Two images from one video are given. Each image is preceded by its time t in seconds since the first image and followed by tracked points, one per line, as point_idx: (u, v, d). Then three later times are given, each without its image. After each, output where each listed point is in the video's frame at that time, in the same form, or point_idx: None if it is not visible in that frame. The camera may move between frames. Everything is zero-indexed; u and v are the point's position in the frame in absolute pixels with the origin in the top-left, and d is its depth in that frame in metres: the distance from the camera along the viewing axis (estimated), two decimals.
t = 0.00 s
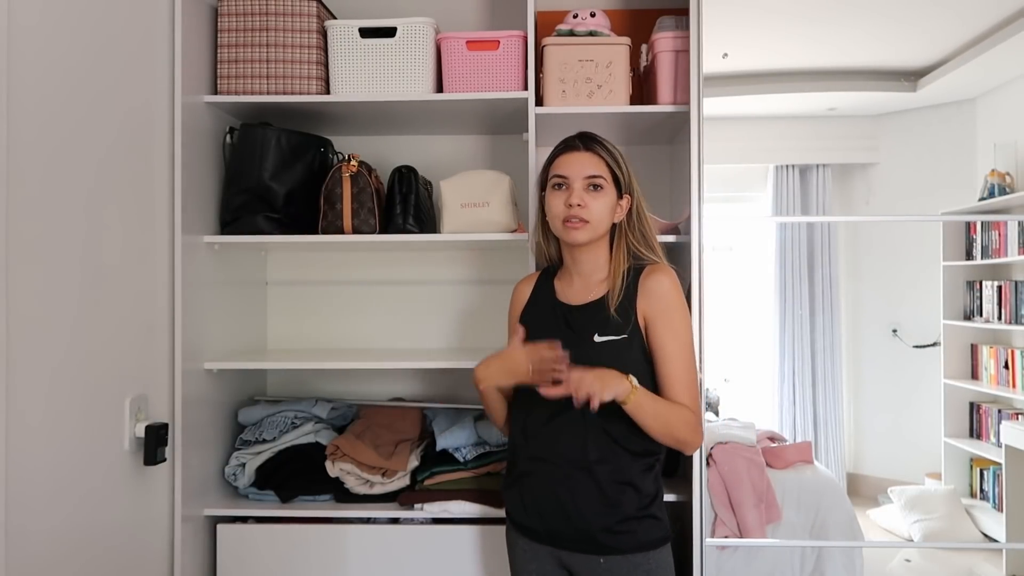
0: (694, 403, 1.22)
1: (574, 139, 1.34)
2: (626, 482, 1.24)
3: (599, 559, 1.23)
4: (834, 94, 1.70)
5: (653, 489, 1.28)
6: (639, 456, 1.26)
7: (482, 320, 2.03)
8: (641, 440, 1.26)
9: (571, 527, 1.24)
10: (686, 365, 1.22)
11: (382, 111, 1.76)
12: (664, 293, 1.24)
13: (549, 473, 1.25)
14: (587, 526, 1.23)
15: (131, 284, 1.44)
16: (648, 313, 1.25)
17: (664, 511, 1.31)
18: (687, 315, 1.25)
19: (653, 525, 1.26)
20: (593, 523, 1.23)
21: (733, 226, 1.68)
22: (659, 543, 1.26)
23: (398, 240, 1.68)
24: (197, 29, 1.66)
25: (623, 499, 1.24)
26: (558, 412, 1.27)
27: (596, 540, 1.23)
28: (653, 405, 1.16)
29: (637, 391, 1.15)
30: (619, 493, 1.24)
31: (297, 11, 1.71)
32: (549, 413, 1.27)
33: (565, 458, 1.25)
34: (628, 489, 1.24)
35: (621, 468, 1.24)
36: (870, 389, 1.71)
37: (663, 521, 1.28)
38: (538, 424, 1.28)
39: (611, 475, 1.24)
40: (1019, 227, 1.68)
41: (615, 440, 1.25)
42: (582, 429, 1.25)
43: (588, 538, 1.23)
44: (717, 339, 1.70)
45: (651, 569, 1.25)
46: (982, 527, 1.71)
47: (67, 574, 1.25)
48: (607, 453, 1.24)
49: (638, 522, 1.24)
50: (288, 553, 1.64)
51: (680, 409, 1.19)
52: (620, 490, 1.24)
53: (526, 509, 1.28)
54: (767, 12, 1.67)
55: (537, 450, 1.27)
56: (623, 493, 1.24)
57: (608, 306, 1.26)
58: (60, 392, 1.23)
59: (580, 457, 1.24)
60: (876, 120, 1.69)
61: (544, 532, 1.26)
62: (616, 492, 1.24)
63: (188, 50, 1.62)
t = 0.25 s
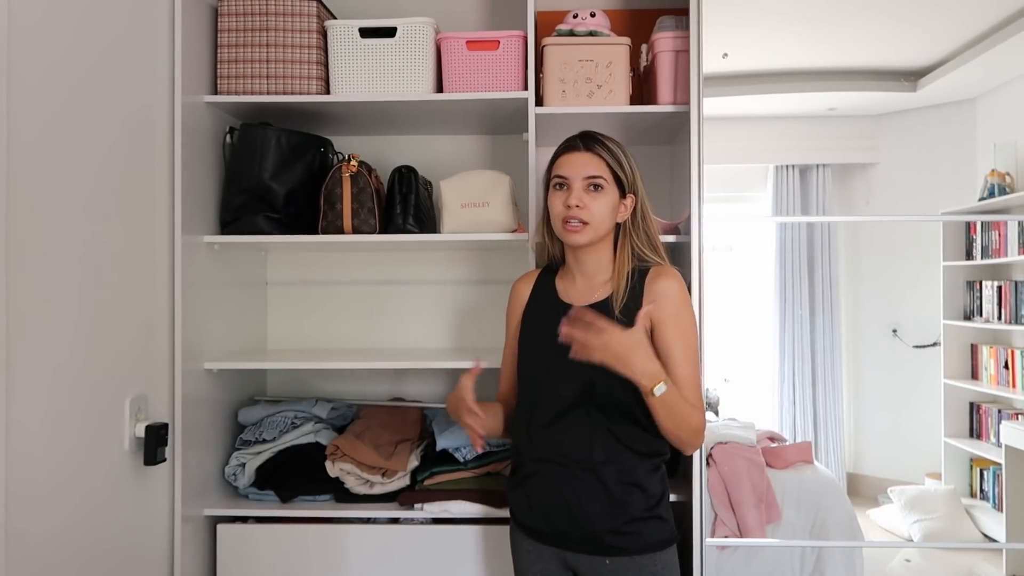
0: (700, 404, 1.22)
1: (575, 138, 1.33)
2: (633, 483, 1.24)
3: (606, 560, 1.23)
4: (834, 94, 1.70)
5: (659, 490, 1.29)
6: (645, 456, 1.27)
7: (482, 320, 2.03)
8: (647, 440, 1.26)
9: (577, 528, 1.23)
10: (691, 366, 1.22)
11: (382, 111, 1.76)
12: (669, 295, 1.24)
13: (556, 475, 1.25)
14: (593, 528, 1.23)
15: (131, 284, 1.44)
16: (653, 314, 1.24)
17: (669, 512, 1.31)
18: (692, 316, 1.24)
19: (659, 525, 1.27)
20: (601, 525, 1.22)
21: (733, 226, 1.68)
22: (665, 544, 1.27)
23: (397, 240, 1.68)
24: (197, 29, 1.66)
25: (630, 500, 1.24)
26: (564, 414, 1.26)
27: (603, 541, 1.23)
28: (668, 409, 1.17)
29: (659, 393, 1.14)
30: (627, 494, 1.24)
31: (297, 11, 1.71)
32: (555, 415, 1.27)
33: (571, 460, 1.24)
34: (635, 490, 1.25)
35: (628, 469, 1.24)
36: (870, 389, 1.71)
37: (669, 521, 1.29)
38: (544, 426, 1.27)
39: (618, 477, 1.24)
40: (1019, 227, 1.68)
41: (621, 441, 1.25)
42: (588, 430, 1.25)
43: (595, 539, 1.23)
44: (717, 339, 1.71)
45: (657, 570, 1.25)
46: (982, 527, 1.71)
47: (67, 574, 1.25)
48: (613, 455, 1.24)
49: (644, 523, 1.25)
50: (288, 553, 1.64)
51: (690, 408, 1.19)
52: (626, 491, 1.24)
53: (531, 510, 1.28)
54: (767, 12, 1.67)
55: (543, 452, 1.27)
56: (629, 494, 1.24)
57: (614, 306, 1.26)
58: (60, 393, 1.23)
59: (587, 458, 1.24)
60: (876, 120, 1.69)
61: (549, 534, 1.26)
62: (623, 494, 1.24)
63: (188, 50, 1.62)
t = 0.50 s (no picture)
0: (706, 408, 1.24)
1: (579, 138, 1.32)
2: (637, 484, 1.24)
3: (609, 562, 1.23)
4: (834, 94, 1.70)
5: (663, 491, 1.28)
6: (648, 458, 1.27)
7: (482, 320, 2.03)
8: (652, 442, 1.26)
9: (581, 530, 1.23)
10: (697, 371, 1.23)
11: (382, 111, 1.76)
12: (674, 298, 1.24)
13: (560, 476, 1.25)
14: (596, 529, 1.23)
15: (131, 284, 1.44)
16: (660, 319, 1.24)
17: (673, 513, 1.31)
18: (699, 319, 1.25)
19: (664, 527, 1.26)
20: (604, 527, 1.22)
21: (733, 226, 1.68)
22: (669, 546, 1.26)
23: (397, 240, 1.68)
24: (197, 29, 1.66)
25: (633, 502, 1.23)
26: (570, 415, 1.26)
27: (605, 543, 1.22)
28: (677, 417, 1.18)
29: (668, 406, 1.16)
30: (631, 496, 1.24)
31: (297, 11, 1.71)
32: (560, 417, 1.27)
33: (575, 461, 1.24)
34: (639, 492, 1.25)
35: (632, 471, 1.24)
36: (870, 389, 1.71)
37: (672, 524, 1.29)
38: (549, 427, 1.27)
39: (622, 478, 1.24)
40: (1019, 227, 1.68)
41: (623, 446, 1.24)
42: (590, 432, 1.25)
43: (598, 541, 1.23)
44: (717, 338, 1.71)
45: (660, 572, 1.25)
46: (982, 527, 1.71)
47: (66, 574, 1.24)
48: (615, 457, 1.24)
49: (648, 525, 1.24)
50: (288, 553, 1.64)
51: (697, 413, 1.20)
52: (630, 493, 1.24)
53: (533, 510, 1.27)
54: (767, 12, 1.67)
55: (546, 453, 1.27)
56: (633, 496, 1.24)
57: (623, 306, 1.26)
58: (60, 393, 1.23)
59: (590, 460, 1.24)
60: (876, 120, 1.69)
61: (552, 534, 1.26)
62: (628, 496, 1.23)
63: (188, 50, 1.62)
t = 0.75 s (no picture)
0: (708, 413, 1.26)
1: (582, 137, 1.32)
2: (642, 486, 1.24)
3: (613, 564, 1.22)
4: (834, 94, 1.70)
5: (667, 493, 1.28)
6: (652, 460, 1.27)
7: (482, 320, 2.03)
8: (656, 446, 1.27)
9: (585, 532, 1.23)
10: (702, 376, 1.24)
11: (382, 111, 1.76)
12: (681, 300, 1.25)
13: (564, 477, 1.25)
14: (600, 531, 1.22)
15: (131, 284, 1.44)
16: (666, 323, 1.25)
17: (677, 516, 1.31)
18: (705, 322, 1.25)
19: (668, 530, 1.26)
20: (609, 529, 1.22)
21: (733, 226, 1.68)
22: (673, 549, 1.26)
23: (398, 240, 1.68)
24: (197, 29, 1.66)
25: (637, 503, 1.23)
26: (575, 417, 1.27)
27: (610, 545, 1.22)
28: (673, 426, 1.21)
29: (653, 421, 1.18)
30: (636, 497, 1.24)
31: (297, 11, 1.71)
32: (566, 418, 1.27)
33: (579, 463, 1.25)
34: (643, 494, 1.25)
35: (637, 472, 1.25)
36: (870, 390, 1.71)
37: (676, 526, 1.29)
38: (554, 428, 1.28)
39: (627, 480, 1.24)
40: (1019, 227, 1.68)
41: (628, 447, 1.25)
42: (595, 434, 1.25)
43: (602, 544, 1.22)
44: (717, 338, 1.71)
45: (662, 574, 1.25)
46: (982, 527, 1.71)
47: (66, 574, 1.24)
48: (620, 458, 1.24)
49: (652, 528, 1.24)
50: (288, 554, 1.64)
51: (697, 422, 1.23)
52: (634, 494, 1.24)
53: (537, 511, 1.27)
54: (767, 13, 1.67)
55: (551, 454, 1.27)
56: (638, 498, 1.24)
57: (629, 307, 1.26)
58: (60, 393, 1.23)
59: (595, 461, 1.24)
60: (876, 120, 1.70)
61: (556, 537, 1.26)
62: (632, 497, 1.23)
63: (188, 50, 1.62)
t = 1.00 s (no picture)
0: (719, 414, 1.25)
1: (583, 134, 1.32)
2: (643, 489, 1.24)
3: (613, 566, 1.22)
4: (834, 94, 1.70)
5: (670, 496, 1.28)
6: (655, 463, 1.26)
7: (482, 320, 2.03)
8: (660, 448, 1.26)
9: (586, 534, 1.23)
10: (709, 374, 1.24)
11: (382, 111, 1.75)
12: (684, 299, 1.24)
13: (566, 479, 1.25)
14: (601, 534, 1.22)
15: (131, 283, 1.44)
16: (670, 323, 1.24)
17: (680, 519, 1.30)
18: (710, 321, 1.24)
19: (669, 533, 1.25)
20: (609, 532, 1.22)
21: (732, 226, 1.68)
22: (675, 551, 1.25)
23: (398, 240, 1.68)
24: (197, 29, 1.66)
25: (637, 506, 1.23)
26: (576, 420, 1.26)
27: (610, 547, 1.22)
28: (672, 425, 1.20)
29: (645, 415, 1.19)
30: (637, 500, 1.23)
31: (297, 11, 1.71)
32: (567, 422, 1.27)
33: (580, 465, 1.25)
34: (645, 496, 1.24)
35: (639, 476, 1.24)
36: (870, 390, 1.71)
37: (679, 529, 1.28)
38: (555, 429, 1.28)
39: (628, 483, 1.23)
40: (1019, 227, 1.68)
41: (629, 450, 1.24)
42: (596, 436, 1.25)
43: (602, 546, 1.22)
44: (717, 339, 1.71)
45: None
46: (982, 527, 1.71)
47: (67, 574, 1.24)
48: (620, 461, 1.24)
49: (654, 531, 1.24)
50: (288, 553, 1.64)
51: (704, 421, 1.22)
52: (635, 497, 1.23)
53: (539, 511, 1.28)
54: (766, 13, 1.68)
55: (552, 456, 1.28)
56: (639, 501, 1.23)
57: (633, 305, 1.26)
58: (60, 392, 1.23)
59: (596, 463, 1.24)
60: (877, 120, 1.69)
61: (557, 538, 1.26)
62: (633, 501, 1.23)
63: (188, 50, 1.62)
